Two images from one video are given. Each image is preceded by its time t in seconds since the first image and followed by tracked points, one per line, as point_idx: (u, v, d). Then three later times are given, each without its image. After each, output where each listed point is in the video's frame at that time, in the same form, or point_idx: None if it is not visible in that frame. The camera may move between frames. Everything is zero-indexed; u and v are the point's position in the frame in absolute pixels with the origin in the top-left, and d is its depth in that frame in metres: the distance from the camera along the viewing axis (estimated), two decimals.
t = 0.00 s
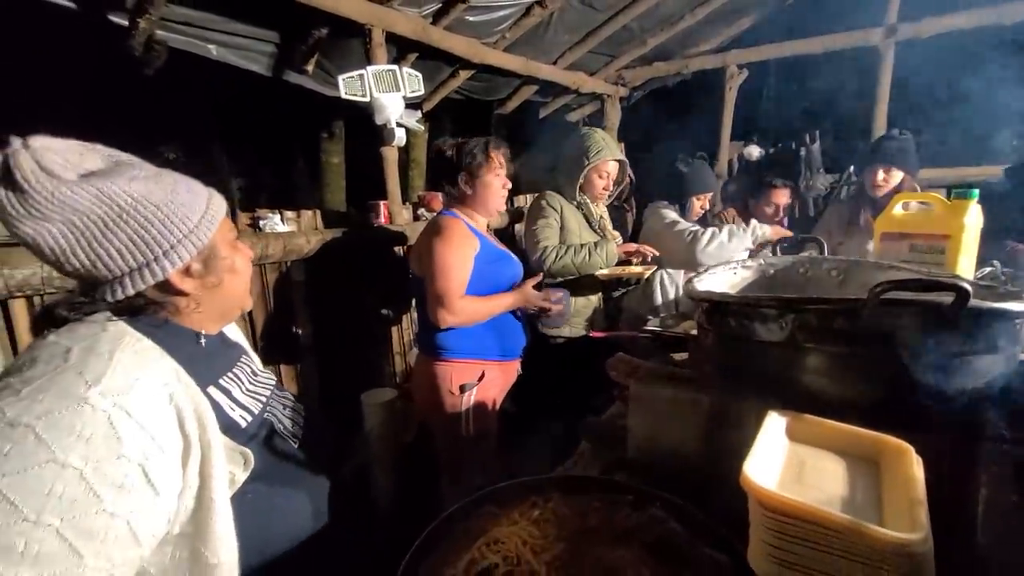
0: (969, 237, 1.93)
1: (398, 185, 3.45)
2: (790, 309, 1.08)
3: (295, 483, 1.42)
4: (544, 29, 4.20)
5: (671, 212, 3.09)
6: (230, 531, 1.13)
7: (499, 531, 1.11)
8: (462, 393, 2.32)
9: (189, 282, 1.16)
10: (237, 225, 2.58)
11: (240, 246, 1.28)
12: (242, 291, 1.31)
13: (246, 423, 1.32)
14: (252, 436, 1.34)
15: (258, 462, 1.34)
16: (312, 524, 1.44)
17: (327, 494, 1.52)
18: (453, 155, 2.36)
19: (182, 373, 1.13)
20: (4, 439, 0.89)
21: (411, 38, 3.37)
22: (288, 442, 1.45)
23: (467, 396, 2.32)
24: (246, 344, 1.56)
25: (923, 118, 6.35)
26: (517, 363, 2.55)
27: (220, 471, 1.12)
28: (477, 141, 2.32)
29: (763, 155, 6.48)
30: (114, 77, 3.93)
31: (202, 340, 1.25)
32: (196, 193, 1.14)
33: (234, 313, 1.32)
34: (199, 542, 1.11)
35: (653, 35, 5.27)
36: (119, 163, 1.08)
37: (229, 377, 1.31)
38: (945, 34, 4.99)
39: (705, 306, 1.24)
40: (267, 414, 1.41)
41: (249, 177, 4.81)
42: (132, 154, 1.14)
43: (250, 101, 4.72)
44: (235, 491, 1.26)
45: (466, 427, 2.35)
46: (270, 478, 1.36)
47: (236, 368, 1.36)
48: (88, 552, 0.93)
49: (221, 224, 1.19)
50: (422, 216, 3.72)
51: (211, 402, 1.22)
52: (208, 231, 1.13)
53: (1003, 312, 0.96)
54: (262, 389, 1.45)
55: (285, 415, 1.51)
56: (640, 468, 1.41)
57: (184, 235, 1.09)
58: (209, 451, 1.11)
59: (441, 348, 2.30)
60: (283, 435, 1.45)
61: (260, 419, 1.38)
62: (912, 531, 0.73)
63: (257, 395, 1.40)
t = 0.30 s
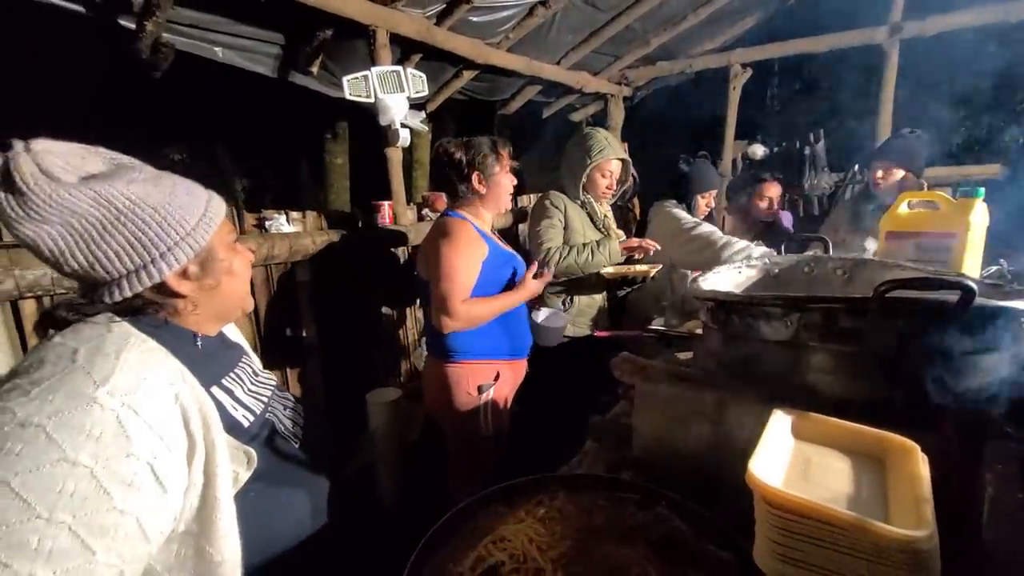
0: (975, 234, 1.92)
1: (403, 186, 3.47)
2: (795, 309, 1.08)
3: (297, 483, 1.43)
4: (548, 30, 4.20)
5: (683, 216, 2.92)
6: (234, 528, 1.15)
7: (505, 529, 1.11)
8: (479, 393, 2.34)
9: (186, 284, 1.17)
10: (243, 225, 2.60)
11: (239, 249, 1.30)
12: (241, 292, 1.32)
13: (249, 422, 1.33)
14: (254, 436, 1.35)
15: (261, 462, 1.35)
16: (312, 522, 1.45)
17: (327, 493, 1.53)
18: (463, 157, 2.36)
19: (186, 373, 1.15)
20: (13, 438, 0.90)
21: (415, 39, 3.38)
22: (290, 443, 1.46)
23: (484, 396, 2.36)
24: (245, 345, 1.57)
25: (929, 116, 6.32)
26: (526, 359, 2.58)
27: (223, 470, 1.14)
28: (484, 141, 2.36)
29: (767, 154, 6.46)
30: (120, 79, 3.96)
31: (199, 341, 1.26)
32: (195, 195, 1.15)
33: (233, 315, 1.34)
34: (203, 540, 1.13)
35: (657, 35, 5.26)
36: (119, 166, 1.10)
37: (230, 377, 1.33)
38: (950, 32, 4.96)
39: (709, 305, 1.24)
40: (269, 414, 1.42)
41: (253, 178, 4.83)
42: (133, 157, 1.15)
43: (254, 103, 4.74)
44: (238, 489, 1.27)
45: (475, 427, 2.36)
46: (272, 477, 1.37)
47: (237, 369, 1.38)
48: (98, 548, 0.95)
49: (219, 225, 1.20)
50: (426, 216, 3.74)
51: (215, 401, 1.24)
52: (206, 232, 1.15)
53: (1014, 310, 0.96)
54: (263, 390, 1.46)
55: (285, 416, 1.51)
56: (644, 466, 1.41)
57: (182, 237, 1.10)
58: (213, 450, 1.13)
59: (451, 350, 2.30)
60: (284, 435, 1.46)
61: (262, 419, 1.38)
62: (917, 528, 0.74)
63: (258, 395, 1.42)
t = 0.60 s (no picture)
0: (975, 234, 1.94)
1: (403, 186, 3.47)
2: (795, 309, 1.08)
3: (293, 486, 1.43)
4: (548, 30, 4.20)
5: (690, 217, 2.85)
6: (232, 528, 1.15)
7: (505, 530, 1.11)
8: (493, 392, 2.38)
9: (174, 288, 1.17)
10: (243, 226, 2.60)
11: (235, 251, 1.30)
12: (238, 295, 1.31)
13: (246, 423, 1.34)
14: (251, 437, 1.35)
15: (257, 463, 1.36)
16: (307, 524, 1.45)
17: (323, 495, 1.52)
18: (465, 158, 2.36)
19: (184, 374, 1.16)
20: (13, 439, 0.90)
21: (415, 39, 3.38)
22: (285, 445, 1.46)
23: (498, 395, 2.40)
24: (243, 347, 1.58)
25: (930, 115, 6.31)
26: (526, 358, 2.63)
27: (221, 470, 1.14)
28: (484, 143, 2.38)
29: (768, 154, 6.46)
30: (120, 80, 3.97)
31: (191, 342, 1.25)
32: (187, 198, 1.15)
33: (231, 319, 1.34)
34: (201, 539, 1.13)
35: (657, 34, 5.26)
36: (115, 168, 1.11)
37: (227, 378, 1.34)
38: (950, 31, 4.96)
39: (708, 306, 1.24)
40: (265, 415, 1.43)
41: (254, 179, 4.84)
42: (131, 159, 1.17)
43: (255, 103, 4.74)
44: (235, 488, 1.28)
45: (477, 427, 2.36)
46: (268, 480, 1.38)
47: (233, 370, 1.38)
48: (99, 547, 0.95)
49: (211, 229, 1.19)
50: (427, 217, 3.74)
51: (212, 402, 1.25)
52: (195, 236, 1.14)
53: (1011, 311, 0.96)
54: (260, 392, 1.47)
55: (281, 418, 1.51)
56: (644, 467, 1.41)
57: (170, 240, 1.10)
58: (210, 449, 1.14)
59: (455, 352, 2.33)
60: (280, 437, 1.46)
61: (258, 421, 1.39)
62: (916, 529, 0.74)
63: (255, 396, 1.42)
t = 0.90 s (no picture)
0: (968, 236, 1.95)
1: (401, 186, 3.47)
2: (786, 308, 1.09)
3: (286, 483, 1.43)
4: (545, 31, 4.21)
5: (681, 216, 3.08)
6: (227, 520, 1.15)
7: (497, 528, 1.12)
8: (496, 390, 2.44)
9: (158, 285, 1.17)
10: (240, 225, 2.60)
11: (228, 249, 1.28)
12: (230, 294, 1.28)
13: (243, 418, 1.35)
14: (246, 434, 1.36)
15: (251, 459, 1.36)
16: (299, 520, 1.44)
17: (317, 493, 1.52)
18: (457, 158, 2.36)
19: (181, 368, 1.16)
20: (7, 429, 0.90)
21: (413, 39, 3.38)
22: (280, 443, 1.47)
23: (500, 393, 2.46)
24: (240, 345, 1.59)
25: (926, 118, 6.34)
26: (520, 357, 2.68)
27: (217, 462, 1.14)
28: (468, 145, 2.39)
29: (764, 155, 6.48)
30: (117, 78, 3.96)
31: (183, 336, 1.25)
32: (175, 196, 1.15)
33: (225, 316, 1.32)
34: (197, 531, 1.12)
35: (655, 36, 5.27)
36: (110, 167, 1.13)
37: (225, 373, 1.35)
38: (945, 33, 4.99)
39: (700, 306, 1.26)
40: (261, 411, 1.44)
41: (251, 177, 4.83)
42: (129, 158, 1.18)
43: (252, 102, 4.73)
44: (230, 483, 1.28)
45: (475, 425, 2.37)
46: (261, 478, 1.38)
47: (230, 366, 1.39)
48: (95, 536, 0.95)
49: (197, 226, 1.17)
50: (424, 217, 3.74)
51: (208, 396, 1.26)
52: (177, 232, 1.13)
53: (996, 310, 0.99)
54: (256, 389, 1.48)
55: (277, 415, 1.52)
56: (638, 467, 1.42)
57: (150, 236, 1.09)
58: (206, 443, 1.14)
59: (453, 351, 2.36)
60: (275, 435, 1.47)
61: (253, 419, 1.39)
62: (903, 526, 0.75)
63: (251, 392, 1.43)
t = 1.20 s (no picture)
0: (949, 235, 1.96)
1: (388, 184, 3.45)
2: (767, 305, 1.09)
3: (262, 481, 1.40)
4: (534, 30, 4.22)
5: (663, 215, 3.18)
6: (195, 518, 1.14)
7: (478, 526, 1.11)
8: (480, 385, 2.41)
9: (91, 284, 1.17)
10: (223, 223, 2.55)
11: (174, 245, 1.22)
12: (178, 290, 1.22)
13: (215, 415, 1.33)
14: (218, 431, 1.33)
15: (222, 457, 1.33)
16: (275, 518, 1.41)
17: (293, 491, 1.50)
18: (435, 157, 2.34)
19: (147, 363, 1.14)
20: None
21: (400, 37, 3.37)
22: (254, 441, 1.45)
23: (484, 388, 2.43)
24: (220, 342, 1.59)
25: (910, 120, 6.43)
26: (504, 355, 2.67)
27: (186, 459, 1.13)
28: (451, 148, 2.36)
29: (751, 156, 6.55)
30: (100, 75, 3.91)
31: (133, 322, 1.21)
32: (103, 186, 1.14)
33: (178, 315, 1.27)
34: (164, 530, 1.11)
35: (643, 36, 5.30)
36: (75, 160, 1.21)
37: (197, 370, 1.35)
38: (928, 36, 5.06)
39: (684, 302, 1.26)
40: (234, 408, 1.42)
41: (238, 177, 4.80)
42: (101, 153, 1.25)
43: (238, 100, 4.69)
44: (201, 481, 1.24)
45: (458, 422, 2.36)
46: (235, 477, 1.34)
47: (205, 363, 1.39)
48: (57, 536, 0.94)
49: (120, 217, 1.14)
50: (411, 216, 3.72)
51: (178, 392, 1.24)
52: (93, 223, 1.10)
53: (972, 305, 1.00)
54: (231, 384, 1.47)
55: (253, 413, 1.51)
56: (620, 464, 1.41)
57: (69, 228, 1.09)
58: (175, 439, 1.12)
59: (434, 349, 2.35)
60: (249, 432, 1.45)
61: (227, 415, 1.38)
62: (878, 519, 0.75)
63: (226, 388, 1.43)
